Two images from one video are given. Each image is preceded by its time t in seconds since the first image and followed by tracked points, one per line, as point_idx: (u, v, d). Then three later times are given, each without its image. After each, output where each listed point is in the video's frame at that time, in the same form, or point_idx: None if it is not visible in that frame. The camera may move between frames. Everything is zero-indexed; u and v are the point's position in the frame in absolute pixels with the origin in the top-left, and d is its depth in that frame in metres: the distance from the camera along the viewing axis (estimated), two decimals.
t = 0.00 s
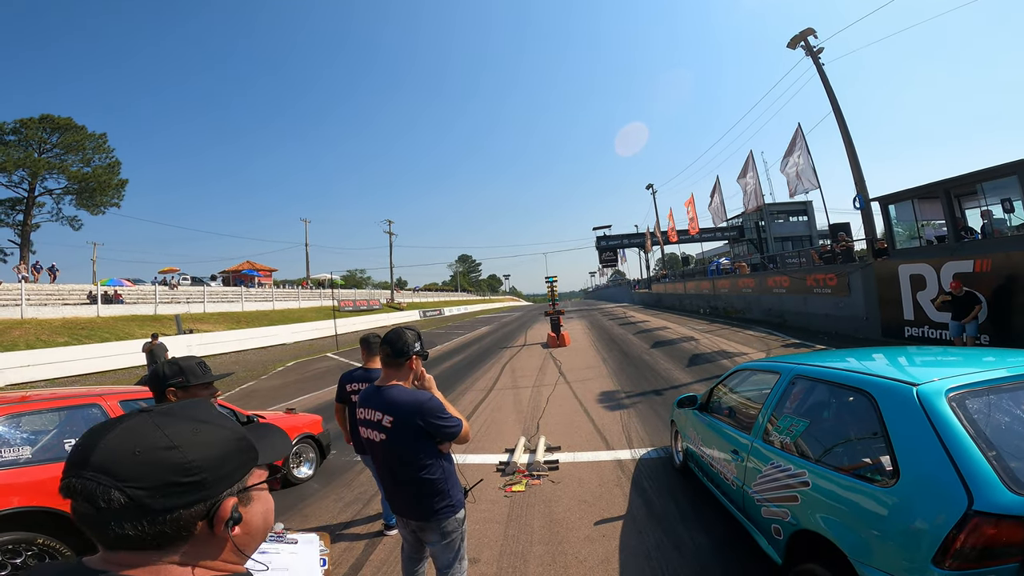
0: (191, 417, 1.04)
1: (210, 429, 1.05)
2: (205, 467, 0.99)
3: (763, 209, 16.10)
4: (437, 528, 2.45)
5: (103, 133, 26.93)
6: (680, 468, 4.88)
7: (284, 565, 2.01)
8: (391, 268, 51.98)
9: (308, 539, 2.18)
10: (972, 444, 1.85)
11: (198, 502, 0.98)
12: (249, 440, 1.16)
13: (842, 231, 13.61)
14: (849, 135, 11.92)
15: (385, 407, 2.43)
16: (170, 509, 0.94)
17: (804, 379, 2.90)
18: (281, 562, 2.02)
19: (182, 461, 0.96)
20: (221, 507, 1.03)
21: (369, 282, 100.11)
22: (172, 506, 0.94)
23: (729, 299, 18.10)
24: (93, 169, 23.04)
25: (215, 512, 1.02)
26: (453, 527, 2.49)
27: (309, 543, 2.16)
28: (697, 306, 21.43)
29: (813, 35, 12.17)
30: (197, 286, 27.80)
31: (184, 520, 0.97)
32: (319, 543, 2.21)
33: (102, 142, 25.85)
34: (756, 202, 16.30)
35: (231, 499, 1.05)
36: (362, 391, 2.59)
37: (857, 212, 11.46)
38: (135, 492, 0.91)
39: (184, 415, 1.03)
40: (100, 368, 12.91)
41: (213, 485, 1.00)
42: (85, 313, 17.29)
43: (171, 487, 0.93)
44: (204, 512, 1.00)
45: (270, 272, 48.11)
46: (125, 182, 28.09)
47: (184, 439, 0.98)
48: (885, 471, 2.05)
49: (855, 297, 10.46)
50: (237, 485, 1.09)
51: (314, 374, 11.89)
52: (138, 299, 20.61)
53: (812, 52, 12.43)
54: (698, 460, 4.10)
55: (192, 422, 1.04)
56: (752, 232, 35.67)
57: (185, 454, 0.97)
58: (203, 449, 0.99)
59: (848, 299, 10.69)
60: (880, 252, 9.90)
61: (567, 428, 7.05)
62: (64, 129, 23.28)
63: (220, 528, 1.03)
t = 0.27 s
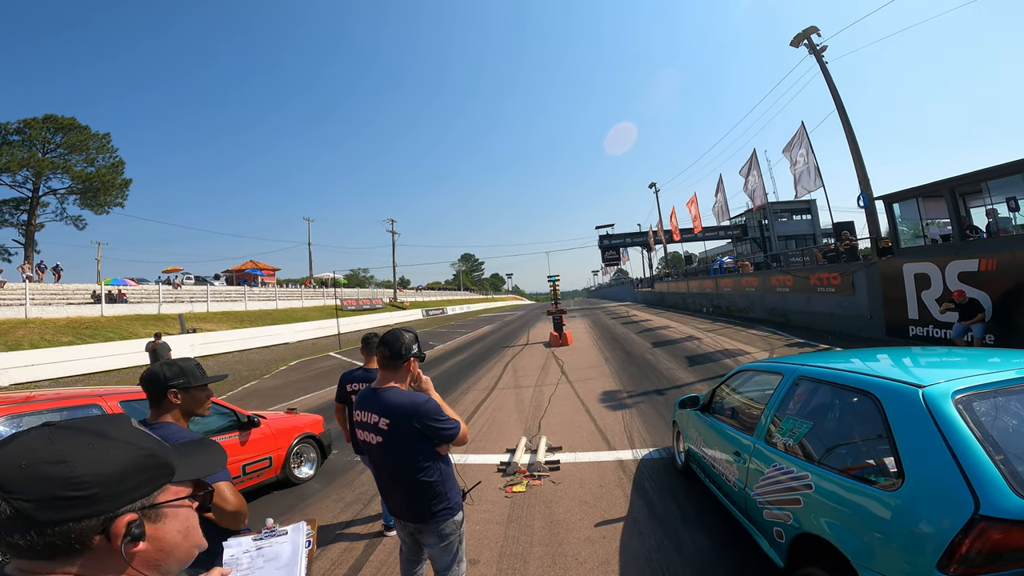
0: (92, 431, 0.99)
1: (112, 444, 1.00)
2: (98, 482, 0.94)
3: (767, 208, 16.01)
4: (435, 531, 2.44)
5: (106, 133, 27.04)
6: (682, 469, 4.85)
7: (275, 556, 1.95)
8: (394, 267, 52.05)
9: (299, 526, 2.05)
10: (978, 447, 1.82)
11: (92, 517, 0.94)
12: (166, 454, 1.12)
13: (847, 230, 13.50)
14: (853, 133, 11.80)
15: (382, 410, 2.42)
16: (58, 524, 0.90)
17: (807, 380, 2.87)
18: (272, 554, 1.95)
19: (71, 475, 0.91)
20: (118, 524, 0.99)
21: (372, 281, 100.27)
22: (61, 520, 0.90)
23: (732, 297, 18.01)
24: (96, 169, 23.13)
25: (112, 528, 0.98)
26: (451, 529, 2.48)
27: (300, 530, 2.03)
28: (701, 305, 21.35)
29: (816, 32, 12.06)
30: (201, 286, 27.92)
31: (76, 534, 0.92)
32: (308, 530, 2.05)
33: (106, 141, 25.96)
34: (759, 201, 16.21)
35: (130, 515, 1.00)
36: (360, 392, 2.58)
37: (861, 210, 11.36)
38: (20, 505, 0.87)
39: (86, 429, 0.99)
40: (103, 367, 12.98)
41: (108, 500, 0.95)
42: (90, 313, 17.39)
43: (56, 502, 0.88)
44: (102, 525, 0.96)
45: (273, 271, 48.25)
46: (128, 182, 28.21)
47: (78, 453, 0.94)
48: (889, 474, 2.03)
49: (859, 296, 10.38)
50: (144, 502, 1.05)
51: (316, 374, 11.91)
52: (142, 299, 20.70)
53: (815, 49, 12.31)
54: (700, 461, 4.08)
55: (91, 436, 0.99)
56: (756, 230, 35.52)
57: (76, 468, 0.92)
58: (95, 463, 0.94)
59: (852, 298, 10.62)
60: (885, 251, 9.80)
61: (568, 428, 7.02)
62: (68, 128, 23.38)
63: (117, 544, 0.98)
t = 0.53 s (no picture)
0: (72, 434, 1.00)
1: (95, 446, 1.01)
2: (90, 482, 0.95)
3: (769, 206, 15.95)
4: (433, 529, 2.45)
5: (109, 133, 27.16)
6: (683, 468, 4.84)
7: (277, 555, 2.07)
8: (396, 266, 52.14)
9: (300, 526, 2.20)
10: (975, 446, 1.82)
11: (83, 519, 0.95)
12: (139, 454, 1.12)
13: (849, 229, 13.45)
14: (856, 132, 11.75)
15: (380, 409, 2.42)
16: (52, 528, 0.90)
17: (807, 380, 2.87)
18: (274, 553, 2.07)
19: (60, 475, 0.92)
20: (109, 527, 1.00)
21: (374, 280, 100.49)
22: (52, 525, 0.91)
23: (734, 296, 17.97)
24: (99, 169, 23.23)
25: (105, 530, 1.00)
26: (449, 528, 2.49)
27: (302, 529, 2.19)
28: (703, 304, 21.31)
29: (818, 31, 12.02)
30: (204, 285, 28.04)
31: (69, 537, 0.93)
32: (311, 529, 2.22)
33: (108, 142, 26.06)
34: (761, 200, 16.15)
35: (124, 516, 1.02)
36: (358, 392, 2.59)
37: (863, 209, 11.32)
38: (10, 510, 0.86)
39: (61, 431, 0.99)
40: (107, 367, 13.07)
41: (100, 501, 0.97)
42: (93, 313, 17.49)
43: (51, 503, 0.89)
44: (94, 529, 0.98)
45: (275, 271, 48.41)
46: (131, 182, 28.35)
47: (64, 454, 0.95)
48: (886, 474, 2.03)
49: (862, 294, 10.34)
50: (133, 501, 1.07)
51: (318, 373, 11.96)
52: (145, 298, 20.80)
53: (817, 48, 12.27)
54: (700, 461, 4.08)
55: (74, 439, 1.00)
56: (759, 229, 35.44)
57: (66, 468, 0.93)
58: (83, 462, 0.96)
59: (854, 297, 10.57)
60: (888, 250, 9.77)
61: (569, 427, 7.03)
62: (71, 129, 23.47)
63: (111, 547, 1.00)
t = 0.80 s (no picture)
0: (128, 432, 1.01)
1: (152, 442, 1.03)
2: (160, 477, 0.98)
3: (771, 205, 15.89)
4: (433, 529, 2.45)
5: (112, 134, 27.28)
6: (685, 468, 4.83)
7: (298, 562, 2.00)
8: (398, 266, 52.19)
9: (325, 533, 2.15)
10: (978, 446, 1.80)
11: (157, 515, 0.97)
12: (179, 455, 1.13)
13: (852, 228, 13.40)
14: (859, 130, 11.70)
15: (380, 408, 2.42)
16: (131, 525, 0.92)
17: (809, 379, 2.85)
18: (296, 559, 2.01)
19: (134, 471, 0.94)
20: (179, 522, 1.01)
21: (376, 280, 100.69)
22: (133, 522, 0.92)
23: (737, 296, 17.93)
24: (102, 170, 23.32)
25: (174, 528, 1.00)
26: (449, 528, 2.49)
27: (327, 537, 2.14)
28: (705, 303, 21.27)
29: (820, 29, 11.98)
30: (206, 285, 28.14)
31: (144, 534, 0.95)
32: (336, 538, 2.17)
33: (111, 142, 26.17)
34: (763, 199, 16.09)
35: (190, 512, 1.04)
36: (358, 391, 2.59)
37: (867, 207, 11.27)
38: (91, 507, 0.86)
39: (115, 428, 0.99)
40: (110, 367, 13.13)
41: (171, 495, 1.00)
42: (97, 313, 17.57)
43: (129, 499, 0.91)
44: (162, 527, 0.99)
45: (278, 271, 48.56)
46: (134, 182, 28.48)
47: (131, 449, 0.96)
48: (889, 473, 2.02)
49: (865, 293, 10.30)
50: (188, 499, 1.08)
51: (320, 372, 11.99)
52: (148, 298, 20.89)
53: (819, 47, 12.22)
54: (702, 460, 4.06)
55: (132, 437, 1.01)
56: (761, 228, 35.36)
57: (137, 464, 0.95)
58: (153, 458, 0.98)
59: (858, 296, 10.53)
60: (891, 248, 9.73)
61: (571, 427, 7.02)
62: (74, 129, 23.57)
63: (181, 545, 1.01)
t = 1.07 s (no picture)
0: (185, 437, 1.01)
1: (209, 447, 1.03)
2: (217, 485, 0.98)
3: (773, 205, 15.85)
4: (433, 529, 2.45)
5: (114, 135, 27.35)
6: (686, 468, 4.82)
7: (308, 563, 1.90)
8: (399, 265, 52.25)
9: (335, 532, 2.04)
10: (980, 446, 1.80)
11: (213, 525, 0.97)
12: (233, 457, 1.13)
13: (854, 226, 13.36)
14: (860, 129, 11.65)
15: (379, 408, 2.43)
16: (192, 536, 0.92)
17: (810, 378, 2.84)
18: (306, 560, 1.92)
19: (195, 478, 0.94)
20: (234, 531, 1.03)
21: (378, 280, 100.80)
22: (193, 532, 0.92)
23: (738, 295, 17.90)
24: (104, 170, 23.42)
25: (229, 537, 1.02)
26: (449, 528, 2.49)
27: (338, 535, 2.03)
28: (706, 302, 21.25)
29: (821, 28, 11.94)
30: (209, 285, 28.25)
31: (202, 544, 0.95)
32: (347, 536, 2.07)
33: (113, 143, 26.25)
34: (765, 198, 16.06)
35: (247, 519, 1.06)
36: (358, 390, 2.59)
37: (869, 206, 11.23)
38: (152, 516, 0.86)
39: (172, 433, 1.00)
40: (113, 366, 13.20)
41: (226, 504, 1.00)
42: (99, 313, 17.64)
43: (191, 508, 0.91)
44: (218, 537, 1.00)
45: (280, 271, 48.70)
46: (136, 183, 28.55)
47: (190, 456, 0.96)
48: (890, 472, 2.01)
49: (867, 292, 10.28)
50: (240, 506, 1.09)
51: (322, 372, 12.02)
52: (150, 298, 20.97)
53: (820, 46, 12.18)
54: (703, 460, 4.05)
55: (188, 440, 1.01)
56: (762, 227, 35.28)
57: (196, 471, 0.95)
58: (209, 464, 0.98)
59: (860, 295, 10.50)
60: (893, 247, 9.71)
61: (572, 426, 7.01)
62: (76, 130, 23.66)
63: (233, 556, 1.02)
